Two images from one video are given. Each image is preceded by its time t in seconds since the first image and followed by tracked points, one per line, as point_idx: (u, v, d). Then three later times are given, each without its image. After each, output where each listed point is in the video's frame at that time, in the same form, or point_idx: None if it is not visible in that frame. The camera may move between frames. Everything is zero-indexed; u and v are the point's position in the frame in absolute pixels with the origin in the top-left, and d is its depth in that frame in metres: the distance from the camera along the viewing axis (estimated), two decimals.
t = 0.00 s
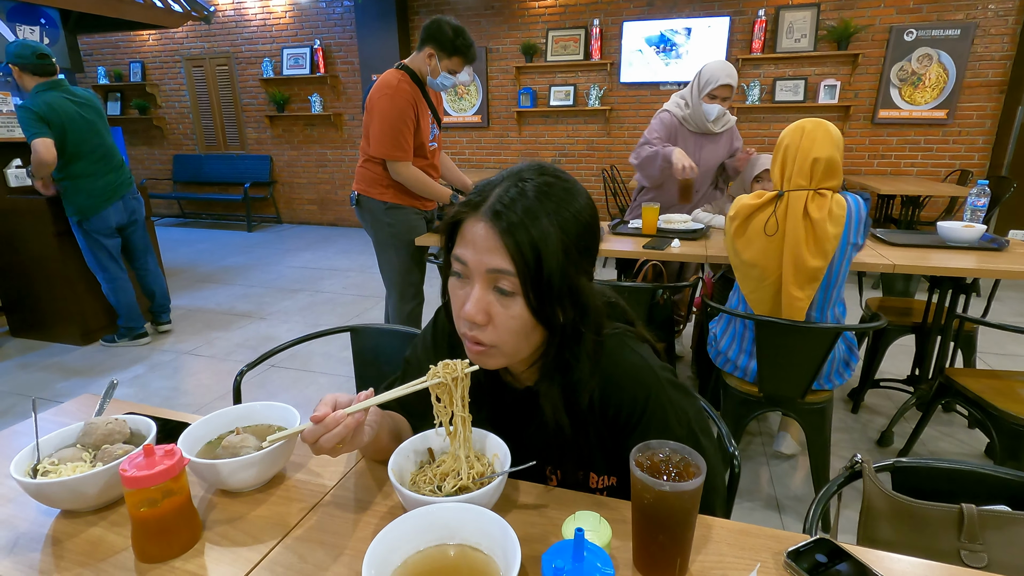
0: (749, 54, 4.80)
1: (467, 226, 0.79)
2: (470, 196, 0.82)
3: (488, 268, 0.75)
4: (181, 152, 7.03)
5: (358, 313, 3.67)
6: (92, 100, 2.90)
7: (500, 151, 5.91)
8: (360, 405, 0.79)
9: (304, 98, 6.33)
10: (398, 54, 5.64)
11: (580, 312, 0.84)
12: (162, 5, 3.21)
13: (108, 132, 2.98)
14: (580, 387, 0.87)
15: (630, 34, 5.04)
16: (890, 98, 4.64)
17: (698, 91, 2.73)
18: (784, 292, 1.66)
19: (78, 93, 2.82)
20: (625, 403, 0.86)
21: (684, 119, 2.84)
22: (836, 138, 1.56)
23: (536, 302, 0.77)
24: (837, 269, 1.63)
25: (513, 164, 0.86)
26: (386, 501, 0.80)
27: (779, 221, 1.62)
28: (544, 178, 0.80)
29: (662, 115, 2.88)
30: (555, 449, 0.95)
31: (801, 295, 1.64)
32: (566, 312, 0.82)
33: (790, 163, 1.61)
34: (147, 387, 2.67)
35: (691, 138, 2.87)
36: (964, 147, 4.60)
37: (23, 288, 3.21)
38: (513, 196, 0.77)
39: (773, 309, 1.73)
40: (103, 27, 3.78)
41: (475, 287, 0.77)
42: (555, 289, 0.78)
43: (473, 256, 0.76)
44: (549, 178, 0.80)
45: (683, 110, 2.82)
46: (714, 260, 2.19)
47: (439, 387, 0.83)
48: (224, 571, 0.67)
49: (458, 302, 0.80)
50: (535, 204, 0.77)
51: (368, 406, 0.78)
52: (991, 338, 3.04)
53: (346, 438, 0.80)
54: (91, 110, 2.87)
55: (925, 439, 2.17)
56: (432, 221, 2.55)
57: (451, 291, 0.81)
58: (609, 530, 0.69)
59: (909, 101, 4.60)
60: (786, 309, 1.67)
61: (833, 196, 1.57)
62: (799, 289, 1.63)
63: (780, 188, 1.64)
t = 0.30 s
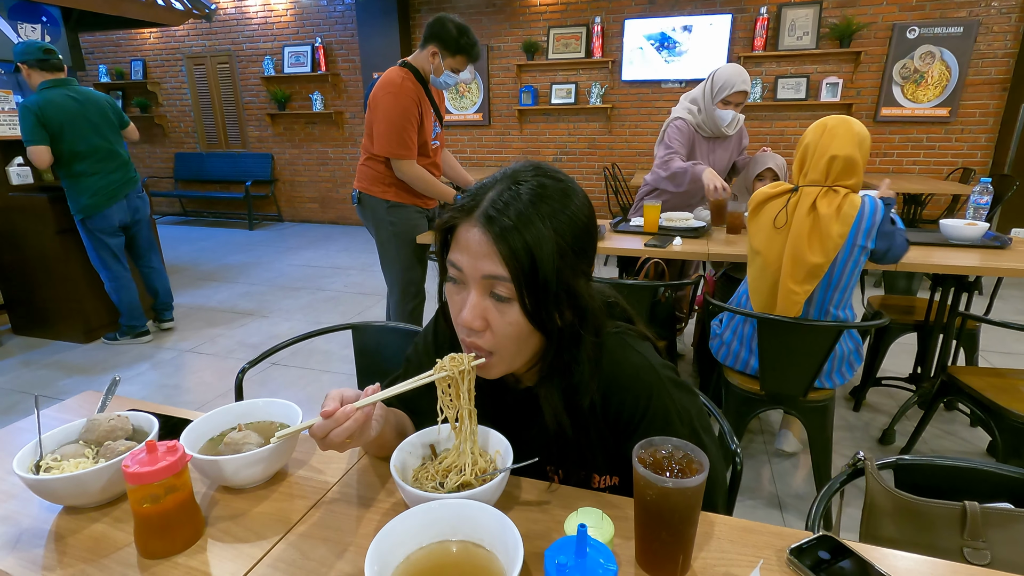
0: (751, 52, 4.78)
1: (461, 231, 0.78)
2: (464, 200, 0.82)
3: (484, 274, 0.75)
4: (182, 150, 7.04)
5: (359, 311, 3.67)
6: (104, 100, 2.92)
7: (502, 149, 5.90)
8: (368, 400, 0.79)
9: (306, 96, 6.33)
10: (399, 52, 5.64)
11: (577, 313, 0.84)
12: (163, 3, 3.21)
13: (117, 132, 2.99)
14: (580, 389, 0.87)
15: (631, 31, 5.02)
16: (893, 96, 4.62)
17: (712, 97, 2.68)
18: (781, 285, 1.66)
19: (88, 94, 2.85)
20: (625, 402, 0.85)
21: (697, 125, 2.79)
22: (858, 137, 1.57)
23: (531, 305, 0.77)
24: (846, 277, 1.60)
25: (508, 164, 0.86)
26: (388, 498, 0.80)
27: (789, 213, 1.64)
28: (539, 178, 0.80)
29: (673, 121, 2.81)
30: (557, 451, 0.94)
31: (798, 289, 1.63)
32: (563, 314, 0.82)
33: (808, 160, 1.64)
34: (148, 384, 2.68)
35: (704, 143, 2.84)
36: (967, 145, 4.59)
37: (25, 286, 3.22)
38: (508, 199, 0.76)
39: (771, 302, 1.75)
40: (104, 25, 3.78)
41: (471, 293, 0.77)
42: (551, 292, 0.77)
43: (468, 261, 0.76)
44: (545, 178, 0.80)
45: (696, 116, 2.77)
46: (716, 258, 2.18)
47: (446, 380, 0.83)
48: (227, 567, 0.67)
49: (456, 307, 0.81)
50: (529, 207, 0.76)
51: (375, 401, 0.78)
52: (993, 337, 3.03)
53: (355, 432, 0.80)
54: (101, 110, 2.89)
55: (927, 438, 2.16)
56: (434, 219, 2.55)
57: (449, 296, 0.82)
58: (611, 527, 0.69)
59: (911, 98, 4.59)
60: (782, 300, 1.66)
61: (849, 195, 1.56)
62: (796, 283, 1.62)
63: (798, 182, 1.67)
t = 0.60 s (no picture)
0: (751, 51, 4.77)
1: (452, 238, 0.77)
2: (456, 206, 0.80)
3: (477, 282, 0.74)
4: (182, 149, 7.04)
5: (359, 310, 3.67)
6: (120, 104, 2.95)
7: (502, 149, 5.90)
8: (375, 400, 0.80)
9: (305, 96, 6.32)
10: (399, 51, 5.63)
11: (571, 319, 0.83)
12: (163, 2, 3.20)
13: (129, 136, 3.01)
14: (576, 395, 0.86)
15: (632, 30, 5.01)
16: (893, 95, 4.61)
17: (718, 100, 2.64)
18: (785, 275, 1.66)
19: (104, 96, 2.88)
20: (622, 405, 0.85)
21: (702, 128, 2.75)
22: (878, 137, 1.56)
23: (524, 313, 0.76)
24: (851, 273, 1.60)
25: (500, 167, 0.84)
26: (388, 498, 0.80)
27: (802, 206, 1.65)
28: (532, 182, 0.78)
29: (679, 125, 2.75)
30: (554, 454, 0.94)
31: (800, 279, 1.63)
32: (557, 320, 0.81)
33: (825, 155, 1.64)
34: (148, 383, 2.68)
35: (709, 146, 2.81)
36: (967, 144, 4.59)
37: (25, 285, 3.22)
38: (500, 205, 0.75)
39: (772, 296, 1.75)
40: (104, 24, 3.77)
41: (464, 301, 0.76)
42: (544, 299, 0.76)
43: (461, 269, 0.75)
44: (538, 182, 0.78)
45: (702, 120, 2.72)
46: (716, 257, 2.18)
47: (450, 378, 0.84)
48: (225, 566, 0.67)
49: (448, 313, 0.80)
50: (522, 213, 0.75)
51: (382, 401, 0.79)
52: (993, 336, 3.03)
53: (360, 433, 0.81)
54: (115, 113, 2.91)
55: (927, 437, 2.16)
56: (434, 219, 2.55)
57: (441, 302, 0.82)
58: (610, 526, 0.69)
59: (912, 98, 4.59)
60: (784, 290, 1.67)
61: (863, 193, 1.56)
62: (798, 272, 1.63)
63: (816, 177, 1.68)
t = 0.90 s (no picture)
0: (752, 50, 4.77)
1: (439, 248, 0.76)
2: (444, 215, 0.79)
3: (461, 293, 0.73)
4: (183, 149, 7.04)
5: (359, 310, 3.67)
6: (146, 108, 2.98)
7: (502, 148, 5.90)
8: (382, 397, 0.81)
9: (306, 95, 6.32)
10: (399, 51, 5.63)
11: (564, 327, 0.82)
12: (163, 1, 3.20)
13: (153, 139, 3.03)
14: (569, 403, 0.86)
15: (633, 29, 5.01)
16: (894, 94, 4.60)
17: (714, 97, 2.65)
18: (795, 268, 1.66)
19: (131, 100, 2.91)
20: (618, 409, 0.84)
21: (700, 126, 2.76)
22: (897, 139, 1.56)
23: (510, 324, 0.75)
24: (861, 271, 1.58)
25: (491, 172, 0.82)
26: (387, 498, 0.79)
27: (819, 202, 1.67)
28: (522, 190, 0.76)
29: (677, 124, 2.76)
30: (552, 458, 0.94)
31: (811, 273, 1.64)
32: (548, 328, 0.80)
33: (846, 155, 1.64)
34: (148, 383, 2.68)
35: (708, 144, 2.81)
36: (969, 144, 4.58)
37: (25, 284, 3.22)
38: (486, 215, 0.73)
39: (780, 292, 1.75)
40: (104, 24, 3.77)
41: (450, 311, 0.76)
42: (532, 309, 0.75)
43: (446, 281, 0.74)
44: (527, 190, 0.76)
45: (699, 118, 2.73)
46: (716, 256, 2.18)
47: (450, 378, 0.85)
48: (224, 566, 0.67)
49: (437, 322, 0.80)
50: (507, 224, 0.73)
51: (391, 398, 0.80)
52: (994, 336, 3.02)
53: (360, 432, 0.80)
54: (139, 117, 2.93)
55: (928, 437, 2.16)
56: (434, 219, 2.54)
57: (431, 311, 0.81)
58: (610, 527, 0.68)
59: (912, 97, 4.58)
60: (794, 282, 1.67)
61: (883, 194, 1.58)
62: (809, 266, 1.63)
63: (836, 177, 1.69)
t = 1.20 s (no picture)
0: (753, 51, 4.77)
1: (431, 259, 0.76)
2: (435, 226, 0.78)
3: (454, 304, 0.73)
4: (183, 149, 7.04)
5: (359, 310, 3.67)
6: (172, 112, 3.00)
7: (503, 149, 5.90)
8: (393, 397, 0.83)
9: (306, 95, 6.32)
10: (400, 51, 5.63)
11: (560, 331, 0.82)
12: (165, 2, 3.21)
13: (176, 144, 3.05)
14: (567, 408, 0.86)
15: (634, 30, 5.01)
16: (894, 95, 4.60)
17: (701, 93, 2.71)
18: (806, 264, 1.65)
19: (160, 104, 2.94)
20: (617, 411, 0.84)
21: (689, 123, 2.81)
22: (911, 144, 1.59)
23: (502, 335, 0.74)
24: (871, 270, 1.58)
25: (482, 180, 0.81)
26: (387, 500, 0.79)
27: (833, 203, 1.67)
28: (511, 199, 0.75)
29: (667, 120, 2.85)
30: (551, 460, 0.94)
31: (823, 269, 1.62)
32: (543, 334, 0.80)
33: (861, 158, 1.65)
34: (148, 383, 2.68)
35: (698, 140, 2.84)
36: (969, 145, 4.58)
37: (26, 284, 3.22)
38: (476, 226, 0.73)
39: (790, 288, 1.73)
40: (105, 23, 3.77)
41: (444, 322, 0.76)
42: (524, 318, 0.74)
43: (437, 292, 0.74)
44: (517, 198, 0.75)
45: (688, 114, 2.79)
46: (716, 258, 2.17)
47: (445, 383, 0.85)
48: (224, 567, 0.67)
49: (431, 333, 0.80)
50: (497, 234, 0.72)
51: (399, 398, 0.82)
52: (994, 337, 3.02)
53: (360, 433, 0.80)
54: (165, 121, 2.96)
55: (928, 438, 2.16)
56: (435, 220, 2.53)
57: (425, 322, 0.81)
58: (610, 529, 0.68)
59: (913, 98, 4.58)
60: (805, 276, 1.66)
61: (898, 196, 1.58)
62: (822, 264, 1.62)
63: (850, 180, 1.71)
